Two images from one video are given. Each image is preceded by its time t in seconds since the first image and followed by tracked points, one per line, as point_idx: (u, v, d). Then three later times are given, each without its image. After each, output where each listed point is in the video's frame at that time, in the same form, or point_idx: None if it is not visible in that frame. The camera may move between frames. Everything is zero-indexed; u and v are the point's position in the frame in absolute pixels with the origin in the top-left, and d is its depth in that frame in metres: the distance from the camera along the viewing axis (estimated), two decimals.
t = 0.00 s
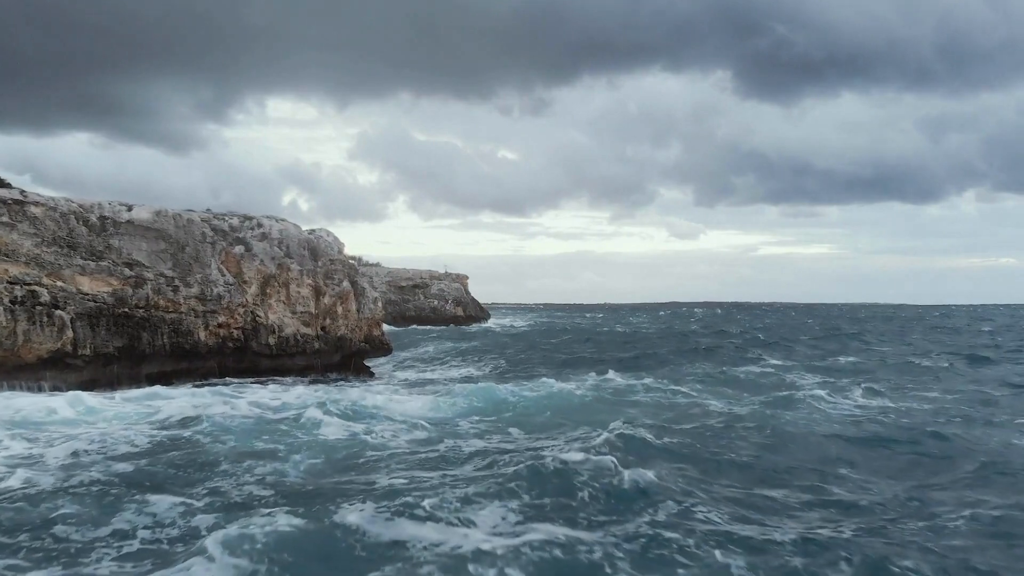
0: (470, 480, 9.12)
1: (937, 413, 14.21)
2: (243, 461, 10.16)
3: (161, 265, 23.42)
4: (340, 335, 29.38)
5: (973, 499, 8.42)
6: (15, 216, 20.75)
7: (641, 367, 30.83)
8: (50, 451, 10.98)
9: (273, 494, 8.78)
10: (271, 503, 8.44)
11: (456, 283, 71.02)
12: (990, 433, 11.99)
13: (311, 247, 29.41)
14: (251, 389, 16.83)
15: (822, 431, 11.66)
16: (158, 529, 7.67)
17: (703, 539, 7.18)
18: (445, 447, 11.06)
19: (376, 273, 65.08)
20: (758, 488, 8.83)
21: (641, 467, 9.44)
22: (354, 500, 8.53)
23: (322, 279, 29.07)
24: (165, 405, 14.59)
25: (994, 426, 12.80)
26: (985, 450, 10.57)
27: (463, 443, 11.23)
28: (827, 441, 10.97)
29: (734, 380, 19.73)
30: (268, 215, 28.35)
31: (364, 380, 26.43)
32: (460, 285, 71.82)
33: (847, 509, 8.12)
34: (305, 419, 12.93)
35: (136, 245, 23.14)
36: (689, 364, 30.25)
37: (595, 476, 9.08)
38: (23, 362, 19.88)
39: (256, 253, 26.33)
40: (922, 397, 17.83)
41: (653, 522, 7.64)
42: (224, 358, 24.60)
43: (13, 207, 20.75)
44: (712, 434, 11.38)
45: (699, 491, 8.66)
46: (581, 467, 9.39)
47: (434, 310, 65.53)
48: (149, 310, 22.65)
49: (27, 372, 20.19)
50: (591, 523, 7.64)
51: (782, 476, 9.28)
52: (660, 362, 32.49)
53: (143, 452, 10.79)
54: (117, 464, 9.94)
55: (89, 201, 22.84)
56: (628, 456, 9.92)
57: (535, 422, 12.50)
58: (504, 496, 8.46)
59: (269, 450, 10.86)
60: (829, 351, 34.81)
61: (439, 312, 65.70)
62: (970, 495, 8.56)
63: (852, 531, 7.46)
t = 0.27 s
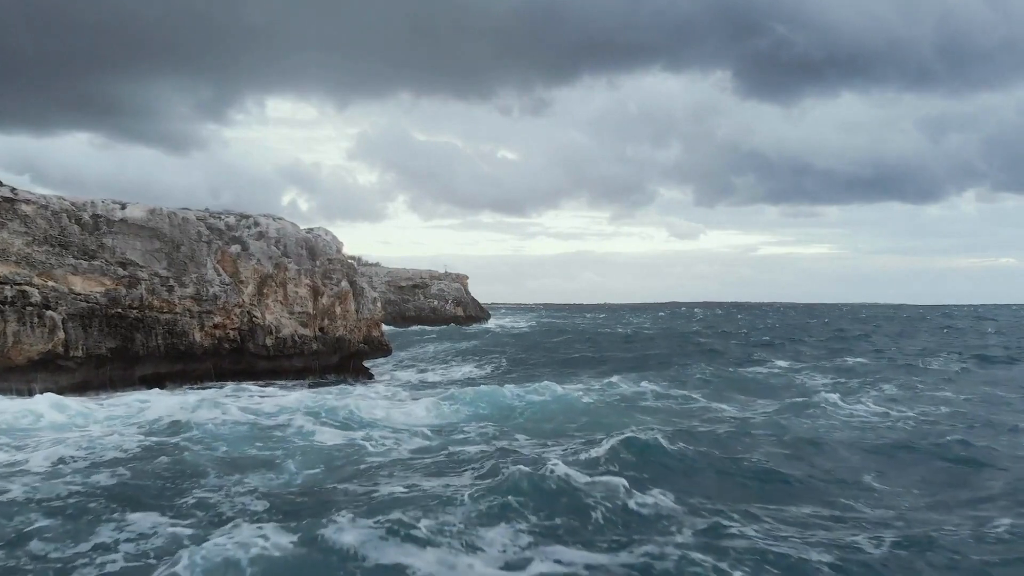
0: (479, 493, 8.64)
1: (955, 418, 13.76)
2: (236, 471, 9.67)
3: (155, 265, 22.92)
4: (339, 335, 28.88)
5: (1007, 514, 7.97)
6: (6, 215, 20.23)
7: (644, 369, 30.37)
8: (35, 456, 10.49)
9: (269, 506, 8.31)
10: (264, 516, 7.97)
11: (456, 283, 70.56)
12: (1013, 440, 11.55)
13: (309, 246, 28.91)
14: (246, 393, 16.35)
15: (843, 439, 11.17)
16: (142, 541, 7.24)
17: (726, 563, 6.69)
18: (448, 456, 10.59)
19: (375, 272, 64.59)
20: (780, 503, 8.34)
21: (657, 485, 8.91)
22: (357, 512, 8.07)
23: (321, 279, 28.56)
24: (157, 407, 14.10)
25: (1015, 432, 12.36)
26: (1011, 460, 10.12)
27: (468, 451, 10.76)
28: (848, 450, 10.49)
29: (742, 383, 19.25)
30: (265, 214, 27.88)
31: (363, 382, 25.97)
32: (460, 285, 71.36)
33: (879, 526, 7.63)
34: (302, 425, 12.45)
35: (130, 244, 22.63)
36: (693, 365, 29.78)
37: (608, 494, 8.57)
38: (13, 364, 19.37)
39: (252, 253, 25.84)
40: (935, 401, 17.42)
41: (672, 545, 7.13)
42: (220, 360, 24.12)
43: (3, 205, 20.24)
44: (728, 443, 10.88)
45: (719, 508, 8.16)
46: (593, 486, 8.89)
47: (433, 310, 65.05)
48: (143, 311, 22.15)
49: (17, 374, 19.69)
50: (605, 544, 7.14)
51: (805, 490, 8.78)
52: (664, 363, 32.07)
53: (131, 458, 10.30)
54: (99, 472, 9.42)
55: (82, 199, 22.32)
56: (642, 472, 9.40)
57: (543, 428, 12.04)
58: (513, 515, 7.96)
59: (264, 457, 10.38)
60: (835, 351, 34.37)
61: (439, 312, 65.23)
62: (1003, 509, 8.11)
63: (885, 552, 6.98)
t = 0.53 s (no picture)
0: (484, 508, 8.16)
1: (975, 423, 13.32)
2: (229, 482, 9.17)
3: (149, 264, 22.40)
4: (338, 336, 28.39)
5: None
6: None
7: (648, 369, 29.91)
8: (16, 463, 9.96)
9: (262, 520, 7.82)
10: (255, 532, 7.48)
11: (456, 283, 70.11)
12: None
13: (307, 245, 28.39)
14: (242, 396, 15.88)
15: (864, 448, 10.70)
16: (125, 561, 6.73)
17: None
18: (450, 464, 10.10)
19: (374, 272, 64.13)
20: (806, 520, 7.85)
21: (672, 503, 8.42)
22: (356, 529, 7.58)
23: (319, 278, 28.06)
24: (147, 411, 13.58)
25: None
26: None
27: (472, 459, 10.28)
28: (871, 459, 10.01)
29: (751, 386, 18.77)
30: (262, 213, 27.38)
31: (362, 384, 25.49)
32: (460, 285, 70.92)
33: (912, 545, 7.16)
34: (298, 431, 11.96)
35: (123, 243, 22.11)
36: (697, 366, 29.35)
37: (623, 515, 8.06)
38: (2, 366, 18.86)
39: (249, 252, 25.33)
40: (950, 404, 16.96)
41: (692, 571, 6.64)
42: (216, 361, 23.62)
43: None
44: (743, 452, 10.41)
45: (742, 527, 7.67)
46: (605, 504, 8.38)
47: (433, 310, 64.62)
48: (137, 311, 21.64)
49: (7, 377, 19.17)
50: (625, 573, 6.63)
51: (829, 505, 8.31)
52: (668, 364, 31.59)
53: (117, 465, 9.77)
54: (82, 482, 8.92)
55: (74, 197, 21.80)
56: (656, 488, 8.91)
57: (549, 436, 11.55)
58: (523, 535, 7.46)
59: (258, 466, 9.88)
60: (840, 351, 33.97)
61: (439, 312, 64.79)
62: None
63: (922, 575, 6.51)
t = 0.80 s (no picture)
0: (490, 526, 7.69)
1: (991, 427, 12.94)
2: (221, 494, 8.73)
3: (143, 263, 21.90)
4: (336, 337, 27.90)
5: None
6: None
7: (651, 370, 29.47)
8: None
9: (253, 537, 7.34)
10: (246, 550, 7.00)
11: (456, 283, 69.63)
12: None
13: (304, 244, 27.88)
14: (237, 400, 15.43)
15: (885, 457, 10.24)
16: None
17: None
18: (452, 474, 9.66)
19: (374, 272, 63.67)
20: (831, 541, 7.39)
21: (688, 519, 8.00)
22: (355, 547, 7.15)
23: (317, 278, 27.56)
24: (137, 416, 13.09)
25: None
26: None
27: (476, 467, 9.81)
28: (891, 469, 9.62)
29: (760, 388, 18.30)
30: (259, 211, 26.86)
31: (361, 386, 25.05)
32: (460, 285, 70.49)
33: (951, 569, 6.68)
34: (294, 439, 11.50)
35: (116, 241, 21.61)
36: (701, 367, 28.92)
37: (635, 536, 7.61)
38: None
39: (245, 251, 24.83)
40: (965, 406, 16.54)
41: None
42: (211, 363, 23.14)
43: None
44: (759, 462, 9.97)
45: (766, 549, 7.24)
46: (618, 524, 7.91)
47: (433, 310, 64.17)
48: (130, 311, 21.14)
49: None
50: None
51: (853, 522, 7.89)
52: (672, 364, 31.13)
53: (103, 474, 9.31)
54: (66, 495, 8.46)
55: (66, 194, 21.30)
56: (671, 504, 8.47)
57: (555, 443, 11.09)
58: (532, 557, 7.02)
59: (251, 474, 9.43)
60: (845, 352, 33.56)
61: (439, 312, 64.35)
62: None
63: None
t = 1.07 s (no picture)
0: (497, 552, 7.20)
1: (1010, 432, 12.54)
2: (211, 507, 8.26)
3: (136, 263, 21.38)
4: (335, 338, 27.40)
5: None
6: None
7: (655, 371, 29.06)
8: None
9: (243, 558, 6.86)
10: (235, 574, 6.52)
11: (456, 283, 69.20)
12: None
13: (302, 243, 27.37)
14: (232, 404, 14.98)
15: (907, 468, 9.80)
16: None
17: None
18: (455, 483, 9.19)
19: (374, 273, 63.22)
20: (861, 565, 6.93)
21: (707, 541, 7.54)
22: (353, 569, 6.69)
23: (314, 278, 27.05)
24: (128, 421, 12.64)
25: None
26: None
27: (480, 478, 9.34)
28: (913, 482, 9.20)
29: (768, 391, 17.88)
30: (256, 210, 26.34)
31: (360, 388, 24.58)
32: (460, 285, 70.04)
33: None
34: (289, 447, 11.06)
35: (109, 240, 21.10)
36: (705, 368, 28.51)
37: (654, 562, 7.11)
38: None
39: (241, 250, 24.31)
40: (977, 409, 16.14)
41: None
42: (206, 364, 22.62)
43: None
44: (774, 474, 9.54)
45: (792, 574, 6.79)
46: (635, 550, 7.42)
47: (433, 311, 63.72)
48: (123, 312, 20.63)
49: None
50: None
51: (881, 542, 7.46)
52: (675, 366, 30.72)
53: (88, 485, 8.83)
54: (47, 509, 7.98)
55: (57, 192, 20.79)
56: (687, 525, 8.00)
57: (562, 452, 10.64)
58: None
59: (245, 488, 8.93)
60: (850, 352, 33.15)
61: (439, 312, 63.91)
62: None
63: None
